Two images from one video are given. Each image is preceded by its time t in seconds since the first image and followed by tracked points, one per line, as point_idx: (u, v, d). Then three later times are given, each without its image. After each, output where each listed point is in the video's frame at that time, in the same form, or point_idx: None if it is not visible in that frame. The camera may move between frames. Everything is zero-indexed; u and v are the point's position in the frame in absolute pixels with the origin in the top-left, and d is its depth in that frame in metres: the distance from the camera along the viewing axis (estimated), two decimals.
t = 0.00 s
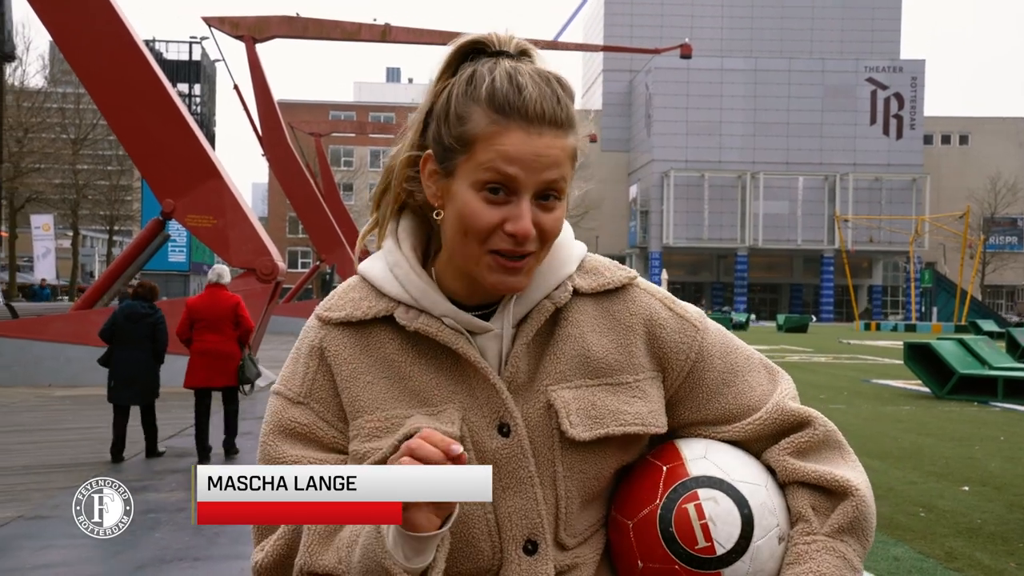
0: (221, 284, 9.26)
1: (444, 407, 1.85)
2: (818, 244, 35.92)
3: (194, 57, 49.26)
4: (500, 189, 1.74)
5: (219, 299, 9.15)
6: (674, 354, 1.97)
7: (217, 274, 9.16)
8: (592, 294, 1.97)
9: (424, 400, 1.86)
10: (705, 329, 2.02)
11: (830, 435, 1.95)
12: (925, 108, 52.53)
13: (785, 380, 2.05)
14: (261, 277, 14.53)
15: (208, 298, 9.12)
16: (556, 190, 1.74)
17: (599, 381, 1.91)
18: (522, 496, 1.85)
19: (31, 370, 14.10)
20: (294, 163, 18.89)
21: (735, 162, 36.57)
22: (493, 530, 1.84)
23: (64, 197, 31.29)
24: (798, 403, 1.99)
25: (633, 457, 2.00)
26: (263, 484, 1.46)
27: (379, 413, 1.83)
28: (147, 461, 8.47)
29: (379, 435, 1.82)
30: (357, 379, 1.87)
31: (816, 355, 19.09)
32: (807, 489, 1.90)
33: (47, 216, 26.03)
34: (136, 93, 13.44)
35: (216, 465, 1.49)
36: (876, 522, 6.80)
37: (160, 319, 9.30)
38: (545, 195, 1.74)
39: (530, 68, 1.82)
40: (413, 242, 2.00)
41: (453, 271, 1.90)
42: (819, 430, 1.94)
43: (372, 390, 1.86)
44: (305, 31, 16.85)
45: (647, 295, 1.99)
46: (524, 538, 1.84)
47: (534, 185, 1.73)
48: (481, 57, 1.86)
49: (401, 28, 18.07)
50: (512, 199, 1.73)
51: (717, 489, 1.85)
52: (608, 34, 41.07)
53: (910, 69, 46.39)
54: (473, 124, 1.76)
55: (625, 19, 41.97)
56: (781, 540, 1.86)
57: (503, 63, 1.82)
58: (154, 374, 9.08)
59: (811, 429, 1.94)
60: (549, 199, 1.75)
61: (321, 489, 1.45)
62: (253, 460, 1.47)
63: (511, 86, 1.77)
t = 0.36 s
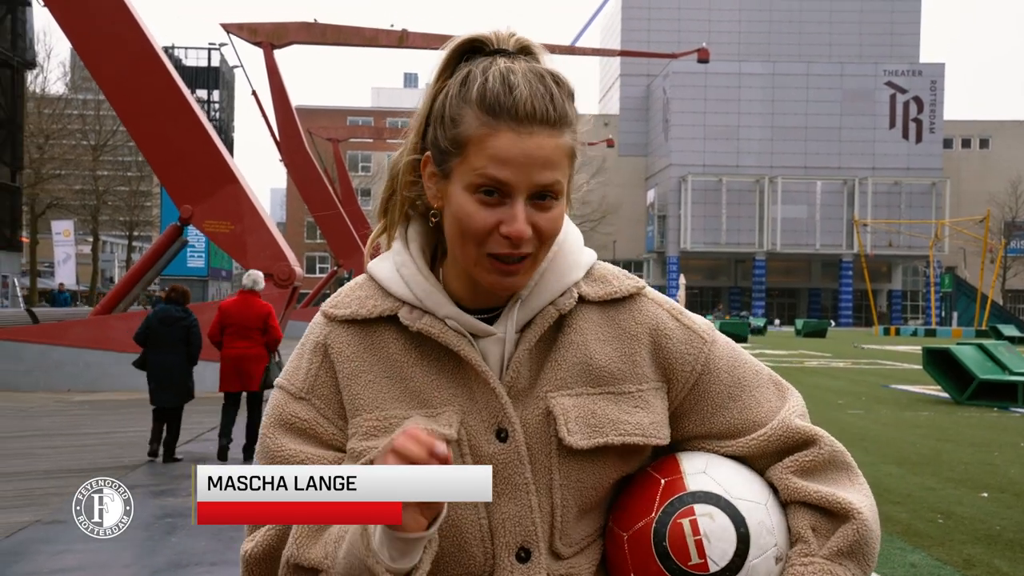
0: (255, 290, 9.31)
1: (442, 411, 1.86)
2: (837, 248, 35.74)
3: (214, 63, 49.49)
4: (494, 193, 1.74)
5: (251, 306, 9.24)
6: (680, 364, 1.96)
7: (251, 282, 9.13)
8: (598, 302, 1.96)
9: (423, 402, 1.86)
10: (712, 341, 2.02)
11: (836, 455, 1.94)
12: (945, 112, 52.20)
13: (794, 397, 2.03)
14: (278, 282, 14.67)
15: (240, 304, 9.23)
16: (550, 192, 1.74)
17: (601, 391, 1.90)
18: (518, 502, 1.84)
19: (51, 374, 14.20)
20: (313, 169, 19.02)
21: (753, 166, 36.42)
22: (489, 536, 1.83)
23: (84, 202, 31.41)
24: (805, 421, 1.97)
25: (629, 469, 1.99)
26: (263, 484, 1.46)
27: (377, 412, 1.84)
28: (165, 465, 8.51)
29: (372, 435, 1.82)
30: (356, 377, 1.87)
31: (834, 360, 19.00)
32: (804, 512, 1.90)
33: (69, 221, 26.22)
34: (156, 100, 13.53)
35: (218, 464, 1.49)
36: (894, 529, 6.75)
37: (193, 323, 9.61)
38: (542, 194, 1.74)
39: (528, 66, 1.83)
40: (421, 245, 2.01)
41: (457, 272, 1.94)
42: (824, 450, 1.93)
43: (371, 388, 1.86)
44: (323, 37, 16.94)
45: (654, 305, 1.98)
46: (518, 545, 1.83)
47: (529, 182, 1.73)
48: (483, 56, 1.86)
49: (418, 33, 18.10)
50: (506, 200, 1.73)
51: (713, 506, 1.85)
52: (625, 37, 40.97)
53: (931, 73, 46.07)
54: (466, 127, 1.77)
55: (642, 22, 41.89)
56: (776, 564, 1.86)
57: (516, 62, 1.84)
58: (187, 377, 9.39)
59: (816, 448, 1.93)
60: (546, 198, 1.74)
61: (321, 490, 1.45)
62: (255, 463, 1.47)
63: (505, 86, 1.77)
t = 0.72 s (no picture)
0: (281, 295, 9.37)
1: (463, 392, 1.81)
2: (858, 251, 35.55)
3: (235, 68, 49.82)
4: (469, 145, 1.84)
5: (278, 311, 9.28)
6: (692, 365, 1.93)
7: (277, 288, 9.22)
8: (614, 300, 1.94)
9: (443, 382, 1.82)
10: (727, 353, 1.99)
11: (845, 470, 1.91)
12: (968, 114, 51.82)
13: (803, 417, 1.98)
14: (296, 286, 14.48)
15: (266, 310, 9.27)
16: (524, 137, 1.83)
17: (620, 379, 1.87)
18: (533, 489, 1.79)
19: (73, 378, 14.31)
20: (333, 174, 18.90)
21: (773, 169, 36.28)
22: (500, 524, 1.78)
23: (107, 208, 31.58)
24: (814, 432, 1.95)
25: (645, 464, 1.94)
26: (263, 484, 1.47)
27: (409, 383, 1.81)
28: (183, 467, 8.54)
29: (400, 413, 1.78)
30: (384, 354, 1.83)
31: (856, 364, 18.88)
32: (811, 518, 1.87)
33: (92, 226, 26.45)
34: (177, 105, 13.61)
35: (218, 464, 1.50)
36: (914, 534, 6.69)
37: (220, 328, 9.70)
38: (516, 139, 1.83)
39: (518, 53, 1.88)
40: (451, 240, 2.01)
41: (473, 236, 1.92)
42: (831, 461, 1.90)
43: (404, 364, 1.82)
44: (343, 42, 17.01)
45: (668, 308, 1.97)
46: (533, 523, 1.79)
47: (500, 133, 1.82)
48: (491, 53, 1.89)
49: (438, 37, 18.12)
50: (479, 151, 1.83)
51: (720, 503, 1.81)
52: (645, 41, 40.91)
53: (954, 75, 45.77)
54: (440, 100, 1.89)
55: (662, 26, 41.83)
56: (782, 566, 1.81)
57: (508, 47, 1.89)
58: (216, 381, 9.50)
59: (823, 459, 1.90)
60: (521, 146, 1.83)
61: (322, 490, 1.47)
62: (259, 461, 1.48)
63: (470, 61, 1.88)
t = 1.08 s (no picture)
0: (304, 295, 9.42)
1: (469, 389, 1.81)
2: (883, 253, 35.32)
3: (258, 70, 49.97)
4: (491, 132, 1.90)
5: (304, 312, 9.35)
6: (698, 366, 1.93)
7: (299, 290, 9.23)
8: (622, 302, 1.93)
9: (451, 382, 1.82)
10: (732, 353, 1.99)
11: (850, 467, 1.88)
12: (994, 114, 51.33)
13: (804, 415, 1.98)
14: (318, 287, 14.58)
15: (292, 312, 9.32)
16: (543, 127, 1.89)
17: (625, 379, 1.86)
18: (539, 481, 1.77)
19: (97, 379, 14.39)
20: (355, 175, 19.04)
21: (797, 169, 36.01)
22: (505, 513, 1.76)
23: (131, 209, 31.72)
24: (816, 430, 1.94)
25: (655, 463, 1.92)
26: (263, 484, 1.47)
27: (407, 393, 1.81)
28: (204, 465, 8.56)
29: (402, 413, 1.78)
30: (386, 359, 1.84)
31: (878, 365, 18.75)
32: (817, 513, 1.84)
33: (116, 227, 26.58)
34: (200, 108, 13.70)
35: (220, 464, 1.50)
36: (936, 538, 6.64)
37: (247, 327, 9.82)
38: (535, 132, 1.89)
39: (536, 69, 1.97)
40: (458, 245, 2.04)
41: (486, 234, 1.94)
42: (835, 457, 1.87)
43: (402, 371, 1.83)
44: (365, 43, 17.05)
45: (671, 310, 1.96)
46: (536, 520, 1.77)
47: (519, 123, 1.89)
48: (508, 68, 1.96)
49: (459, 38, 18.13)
50: (499, 141, 1.89)
51: (729, 496, 1.79)
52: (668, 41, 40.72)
53: (979, 75, 45.35)
54: (460, 100, 1.97)
55: (685, 26, 41.61)
56: (788, 561, 1.78)
57: (525, 59, 1.98)
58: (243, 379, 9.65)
59: (826, 455, 1.88)
60: (540, 137, 1.89)
61: (321, 489, 1.45)
62: (261, 462, 1.48)
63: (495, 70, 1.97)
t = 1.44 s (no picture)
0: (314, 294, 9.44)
1: (447, 385, 1.80)
2: (894, 253, 35.16)
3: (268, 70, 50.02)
4: (486, 133, 1.88)
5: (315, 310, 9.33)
6: (688, 367, 1.91)
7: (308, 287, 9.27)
8: (611, 302, 1.92)
9: (432, 378, 1.81)
10: (719, 352, 1.97)
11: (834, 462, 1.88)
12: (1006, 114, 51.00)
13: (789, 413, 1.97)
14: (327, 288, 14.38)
15: (302, 310, 9.33)
16: (542, 131, 1.87)
17: (609, 377, 1.84)
18: (517, 476, 1.77)
19: (105, 378, 14.44)
20: (364, 175, 19.06)
21: (808, 169, 35.85)
22: (482, 510, 1.76)
23: (143, 208, 31.80)
24: (801, 427, 1.93)
25: (641, 458, 1.91)
26: (263, 482, 1.53)
27: (385, 388, 1.80)
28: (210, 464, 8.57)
29: (379, 409, 1.78)
30: (369, 358, 1.84)
31: (888, 366, 18.66)
32: (810, 503, 1.83)
33: (127, 226, 26.65)
34: (208, 108, 13.71)
35: (217, 463, 1.55)
36: (943, 539, 6.60)
37: (266, 326, 9.85)
38: (534, 135, 1.87)
39: (531, 65, 1.94)
40: (444, 241, 2.04)
41: (477, 235, 1.93)
42: (821, 452, 1.88)
43: (380, 368, 1.83)
44: (375, 42, 17.08)
45: (661, 308, 1.94)
46: (515, 517, 1.77)
47: (518, 125, 1.87)
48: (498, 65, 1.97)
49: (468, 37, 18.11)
50: (499, 143, 1.87)
51: (726, 488, 1.77)
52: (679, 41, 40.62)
53: (992, 74, 45.04)
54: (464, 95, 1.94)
55: (696, 26, 41.50)
56: (784, 544, 1.77)
57: (523, 57, 1.96)
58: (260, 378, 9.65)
59: (812, 450, 1.88)
60: (540, 140, 1.87)
61: (321, 488, 1.51)
62: (253, 463, 1.53)
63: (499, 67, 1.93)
